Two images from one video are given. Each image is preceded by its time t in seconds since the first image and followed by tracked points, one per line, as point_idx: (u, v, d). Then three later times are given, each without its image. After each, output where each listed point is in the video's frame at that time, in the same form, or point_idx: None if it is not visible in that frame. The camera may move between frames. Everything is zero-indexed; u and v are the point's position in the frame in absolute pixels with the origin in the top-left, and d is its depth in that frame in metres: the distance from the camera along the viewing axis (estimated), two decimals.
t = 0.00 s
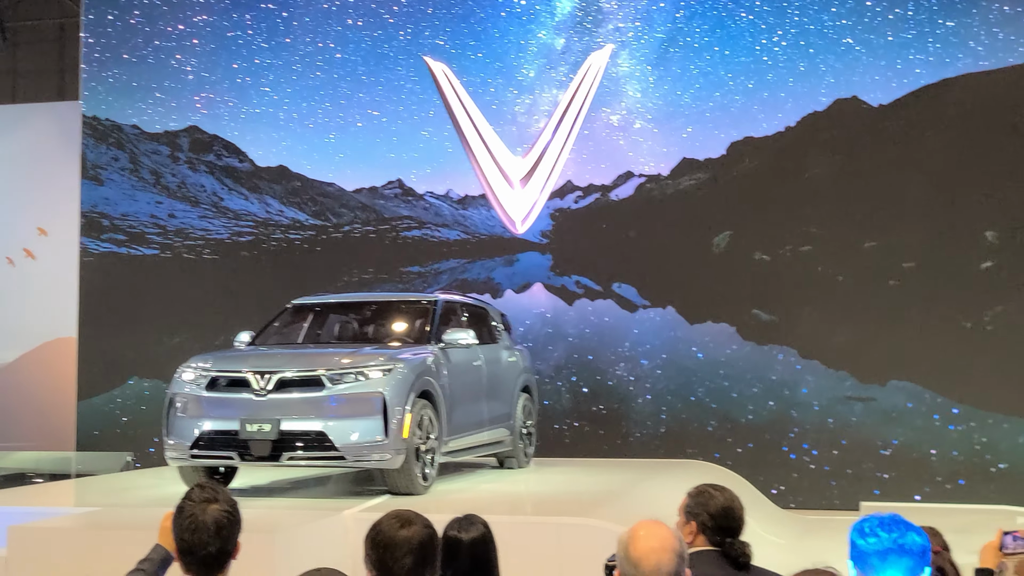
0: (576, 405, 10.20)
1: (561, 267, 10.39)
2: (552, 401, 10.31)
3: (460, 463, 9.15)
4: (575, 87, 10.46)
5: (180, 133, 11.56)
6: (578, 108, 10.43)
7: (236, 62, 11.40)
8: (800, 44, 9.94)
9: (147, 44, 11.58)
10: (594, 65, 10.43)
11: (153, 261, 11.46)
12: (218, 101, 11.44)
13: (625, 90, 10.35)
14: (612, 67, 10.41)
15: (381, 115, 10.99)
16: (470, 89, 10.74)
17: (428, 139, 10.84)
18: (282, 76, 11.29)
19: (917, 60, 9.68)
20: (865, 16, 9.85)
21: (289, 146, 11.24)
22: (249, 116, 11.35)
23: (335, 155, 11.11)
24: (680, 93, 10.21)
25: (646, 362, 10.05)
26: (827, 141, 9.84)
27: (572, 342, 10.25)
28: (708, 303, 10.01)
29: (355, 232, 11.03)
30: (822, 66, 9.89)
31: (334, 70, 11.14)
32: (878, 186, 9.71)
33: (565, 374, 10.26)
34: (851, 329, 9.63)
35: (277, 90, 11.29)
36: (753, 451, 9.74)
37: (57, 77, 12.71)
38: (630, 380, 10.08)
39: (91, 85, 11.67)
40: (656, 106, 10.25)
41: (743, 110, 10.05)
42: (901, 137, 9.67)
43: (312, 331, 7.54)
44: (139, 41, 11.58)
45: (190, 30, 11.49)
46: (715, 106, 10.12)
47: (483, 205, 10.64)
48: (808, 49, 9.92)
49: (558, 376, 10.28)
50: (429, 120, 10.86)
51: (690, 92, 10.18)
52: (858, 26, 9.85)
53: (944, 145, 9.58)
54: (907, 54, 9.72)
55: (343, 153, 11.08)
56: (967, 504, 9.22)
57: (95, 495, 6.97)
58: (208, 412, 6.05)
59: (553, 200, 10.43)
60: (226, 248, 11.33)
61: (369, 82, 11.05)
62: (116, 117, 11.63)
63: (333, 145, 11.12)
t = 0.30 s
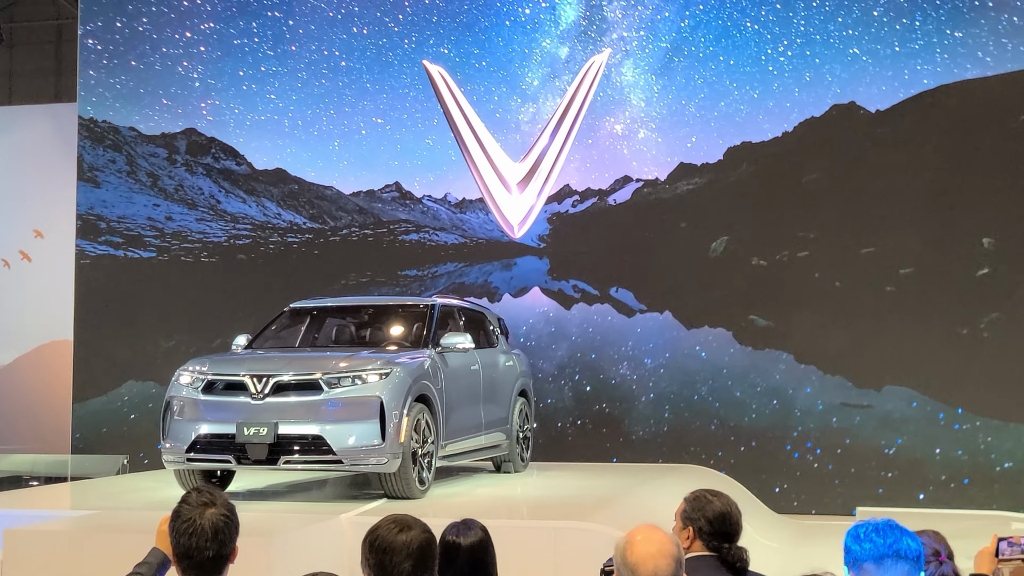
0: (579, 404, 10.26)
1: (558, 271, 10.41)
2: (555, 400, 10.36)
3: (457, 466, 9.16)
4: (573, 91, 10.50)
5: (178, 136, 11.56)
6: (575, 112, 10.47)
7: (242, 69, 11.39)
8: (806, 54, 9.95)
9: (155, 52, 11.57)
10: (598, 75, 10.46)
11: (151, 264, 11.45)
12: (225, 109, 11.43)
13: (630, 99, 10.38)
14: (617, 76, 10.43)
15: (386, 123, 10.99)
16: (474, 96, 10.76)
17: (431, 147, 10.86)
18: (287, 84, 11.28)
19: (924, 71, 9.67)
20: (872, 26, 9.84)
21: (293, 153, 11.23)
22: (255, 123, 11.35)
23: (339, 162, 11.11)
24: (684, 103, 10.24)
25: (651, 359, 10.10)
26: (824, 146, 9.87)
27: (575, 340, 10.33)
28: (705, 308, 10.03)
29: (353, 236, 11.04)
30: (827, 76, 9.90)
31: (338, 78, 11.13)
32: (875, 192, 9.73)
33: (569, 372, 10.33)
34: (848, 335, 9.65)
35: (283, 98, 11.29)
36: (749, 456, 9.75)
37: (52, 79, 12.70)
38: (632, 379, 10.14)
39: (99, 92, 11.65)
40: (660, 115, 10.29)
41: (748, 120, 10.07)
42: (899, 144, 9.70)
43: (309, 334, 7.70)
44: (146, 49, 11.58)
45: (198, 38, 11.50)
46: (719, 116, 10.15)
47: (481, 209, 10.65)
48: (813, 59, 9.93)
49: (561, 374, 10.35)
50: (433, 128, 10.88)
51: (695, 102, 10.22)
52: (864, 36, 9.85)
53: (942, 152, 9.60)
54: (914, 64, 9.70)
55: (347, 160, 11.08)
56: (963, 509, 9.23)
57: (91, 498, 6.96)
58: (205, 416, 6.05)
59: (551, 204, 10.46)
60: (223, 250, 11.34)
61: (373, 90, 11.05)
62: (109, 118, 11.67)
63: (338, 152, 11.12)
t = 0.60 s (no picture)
0: (579, 400, 10.27)
1: (557, 268, 10.40)
2: (560, 390, 10.34)
3: (456, 463, 9.16)
4: (573, 87, 10.50)
5: (177, 133, 11.54)
6: (574, 109, 10.46)
7: (249, 71, 11.33)
8: (814, 56, 9.92)
9: (163, 54, 11.49)
10: (603, 76, 10.44)
11: (150, 261, 11.44)
12: (233, 111, 11.38)
13: (636, 101, 10.33)
14: (623, 78, 10.39)
15: (392, 124, 10.95)
16: (479, 98, 10.71)
17: (436, 148, 10.83)
18: (293, 85, 11.23)
19: (933, 73, 9.63)
20: (881, 28, 9.80)
21: (299, 155, 11.19)
22: (262, 125, 11.30)
23: (344, 162, 11.06)
24: (690, 105, 10.20)
25: (655, 351, 10.09)
26: (824, 143, 9.85)
27: (581, 331, 10.31)
28: (704, 305, 10.03)
29: (352, 233, 11.02)
30: (835, 78, 9.86)
31: (345, 80, 11.08)
32: (875, 188, 9.72)
33: (573, 364, 10.31)
34: (847, 333, 9.64)
35: (289, 99, 11.24)
36: (749, 453, 9.76)
37: (51, 75, 12.66)
38: (637, 370, 10.11)
39: (109, 93, 11.61)
40: (666, 117, 10.27)
41: (755, 121, 10.03)
42: (899, 141, 9.68)
43: (308, 331, 7.54)
44: (155, 50, 11.51)
45: (206, 40, 11.43)
46: (725, 117, 10.11)
47: (480, 205, 10.65)
48: (822, 61, 9.89)
49: (567, 365, 10.33)
50: (439, 129, 10.83)
51: (701, 104, 10.18)
52: (873, 38, 9.80)
53: (942, 149, 9.59)
54: (924, 66, 9.66)
55: (352, 161, 11.04)
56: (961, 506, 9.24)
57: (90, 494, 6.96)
58: (204, 414, 6.04)
59: (550, 201, 10.45)
60: (222, 247, 11.32)
61: (379, 92, 11.01)
62: (108, 114, 11.65)
63: (343, 153, 11.07)
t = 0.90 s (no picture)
0: (578, 405, 10.28)
1: (555, 273, 10.42)
2: (564, 390, 10.35)
3: (455, 469, 9.15)
4: (571, 92, 10.52)
5: (176, 137, 11.55)
6: (572, 113, 10.49)
7: (255, 80, 11.34)
8: (820, 65, 9.93)
9: (171, 64, 11.52)
10: (607, 85, 10.45)
11: (148, 266, 11.44)
12: (238, 119, 11.39)
13: (640, 111, 10.35)
14: (627, 88, 10.40)
15: (396, 133, 10.97)
16: (483, 107, 10.73)
17: (440, 158, 10.84)
18: (298, 95, 11.24)
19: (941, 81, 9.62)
20: (888, 37, 9.79)
21: (304, 164, 11.20)
22: (269, 134, 11.30)
23: (348, 171, 11.08)
24: (695, 115, 10.22)
25: (659, 351, 10.09)
26: (822, 149, 9.87)
27: (585, 331, 10.31)
28: (703, 310, 10.04)
29: (349, 238, 11.03)
30: (841, 88, 9.87)
31: (349, 89, 11.10)
32: (872, 194, 9.74)
33: (577, 364, 10.32)
34: (846, 338, 9.66)
35: (294, 108, 11.25)
36: (747, 458, 9.76)
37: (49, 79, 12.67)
38: (643, 368, 10.12)
39: (117, 103, 11.64)
40: (671, 127, 10.28)
41: (761, 131, 10.04)
42: (897, 147, 9.71)
43: (307, 337, 7.70)
44: (163, 60, 11.53)
45: (213, 50, 11.44)
46: (730, 128, 10.13)
47: (478, 211, 10.67)
48: (827, 70, 9.91)
49: (571, 365, 10.34)
50: (443, 139, 10.84)
51: (705, 114, 10.20)
52: (880, 48, 9.81)
53: (939, 155, 9.62)
54: (932, 76, 9.66)
55: (356, 170, 11.06)
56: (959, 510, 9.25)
57: (87, 500, 6.95)
58: (202, 419, 6.04)
59: (548, 206, 10.47)
60: (220, 252, 11.33)
61: (383, 101, 11.03)
62: (107, 120, 11.67)
63: (347, 162, 11.09)
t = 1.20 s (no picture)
0: (578, 405, 10.28)
1: (554, 273, 10.43)
2: (569, 384, 10.32)
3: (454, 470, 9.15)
4: (570, 93, 10.53)
5: (175, 137, 11.54)
6: (571, 113, 10.50)
7: (262, 86, 11.33)
8: (827, 70, 9.92)
9: (178, 69, 11.49)
10: (612, 90, 10.45)
11: (147, 267, 11.43)
12: (245, 124, 11.37)
13: (645, 115, 10.35)
14: (632, 93, 10.40)
15: (400, 138, 10.96)
16: (489, 112, 10.72)
17: (444, 163, 10.83)
18: (304, 100, 11.23)
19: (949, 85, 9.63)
20: (896, 42, 9.79)
21: (309, 168, 11.19)
22: (275, 138, 11.28)
23: (353, 175, 11.07)
24: (701, 120, 10.21)
25: (665, 346, 10.08)
26: (821, 149, 9.88)
27: (588, 329, 10.31)
28: (702, 310, 10.04)
29: (349, 238, 11.03)
30: (849, 92, 9.85)
31: (355, 95, 11.09)
32: (871, 193, 9.75)
33: (582, 358, 10.29)
34: (845, 338, 9.66)
35: (300, 113, 11.24)
36: (746, 458, 9.77)
37: (48, 82, 12.53)
38: (648, 363, 10.11)
39: (122, 107, 11.61)
40: (676, 132, 10.28)
41: (767, 135, 10.02)
42: (897, 147, 9.71)
43: (306, 337, 7.64)
44: (171, 66, 11.51)
45: (220, 55, 11.40)
46: (736, 133, 10.12)
47: (478, 210, 10.68)
48: (835, 75, 9.90)
49: (576, 360, 10.31)
50: (449, 143, 10.83)
51: (711, 119, 10.19)
52: (887, 52, 9.79)
53: (938, 155, 9.63)
54: (940, 80, 9.65)
55: (361, 174, 11.05)
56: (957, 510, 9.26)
57: (86, 501, 6.95)
58: (202, 420, 6.04)
59: (548, 207, 10.47)
60: (220, 253, 11.32)
61: (388, 106, 11.03)
62: (107, 121, 11.67)
63: (352, 166, 11.08)
